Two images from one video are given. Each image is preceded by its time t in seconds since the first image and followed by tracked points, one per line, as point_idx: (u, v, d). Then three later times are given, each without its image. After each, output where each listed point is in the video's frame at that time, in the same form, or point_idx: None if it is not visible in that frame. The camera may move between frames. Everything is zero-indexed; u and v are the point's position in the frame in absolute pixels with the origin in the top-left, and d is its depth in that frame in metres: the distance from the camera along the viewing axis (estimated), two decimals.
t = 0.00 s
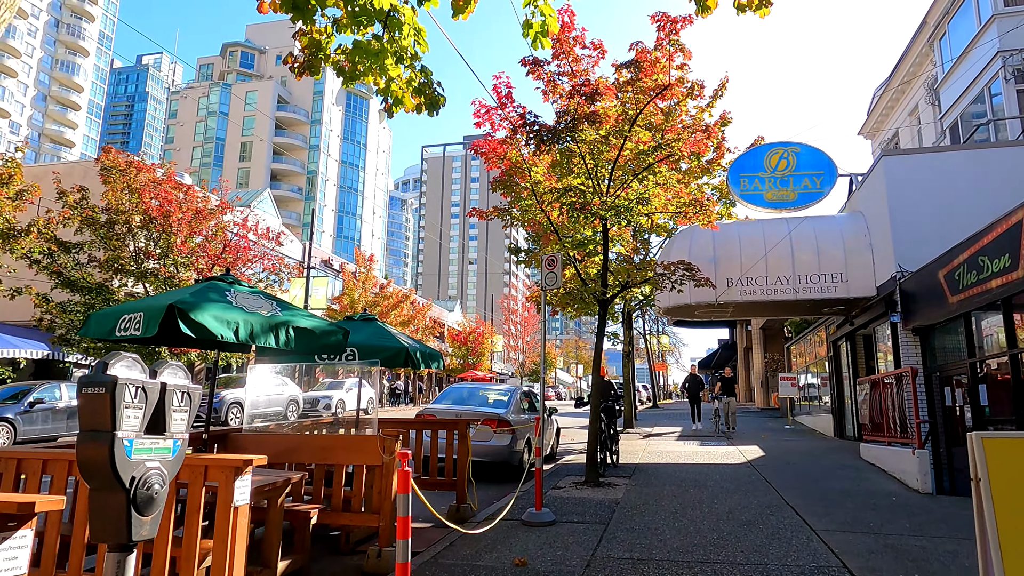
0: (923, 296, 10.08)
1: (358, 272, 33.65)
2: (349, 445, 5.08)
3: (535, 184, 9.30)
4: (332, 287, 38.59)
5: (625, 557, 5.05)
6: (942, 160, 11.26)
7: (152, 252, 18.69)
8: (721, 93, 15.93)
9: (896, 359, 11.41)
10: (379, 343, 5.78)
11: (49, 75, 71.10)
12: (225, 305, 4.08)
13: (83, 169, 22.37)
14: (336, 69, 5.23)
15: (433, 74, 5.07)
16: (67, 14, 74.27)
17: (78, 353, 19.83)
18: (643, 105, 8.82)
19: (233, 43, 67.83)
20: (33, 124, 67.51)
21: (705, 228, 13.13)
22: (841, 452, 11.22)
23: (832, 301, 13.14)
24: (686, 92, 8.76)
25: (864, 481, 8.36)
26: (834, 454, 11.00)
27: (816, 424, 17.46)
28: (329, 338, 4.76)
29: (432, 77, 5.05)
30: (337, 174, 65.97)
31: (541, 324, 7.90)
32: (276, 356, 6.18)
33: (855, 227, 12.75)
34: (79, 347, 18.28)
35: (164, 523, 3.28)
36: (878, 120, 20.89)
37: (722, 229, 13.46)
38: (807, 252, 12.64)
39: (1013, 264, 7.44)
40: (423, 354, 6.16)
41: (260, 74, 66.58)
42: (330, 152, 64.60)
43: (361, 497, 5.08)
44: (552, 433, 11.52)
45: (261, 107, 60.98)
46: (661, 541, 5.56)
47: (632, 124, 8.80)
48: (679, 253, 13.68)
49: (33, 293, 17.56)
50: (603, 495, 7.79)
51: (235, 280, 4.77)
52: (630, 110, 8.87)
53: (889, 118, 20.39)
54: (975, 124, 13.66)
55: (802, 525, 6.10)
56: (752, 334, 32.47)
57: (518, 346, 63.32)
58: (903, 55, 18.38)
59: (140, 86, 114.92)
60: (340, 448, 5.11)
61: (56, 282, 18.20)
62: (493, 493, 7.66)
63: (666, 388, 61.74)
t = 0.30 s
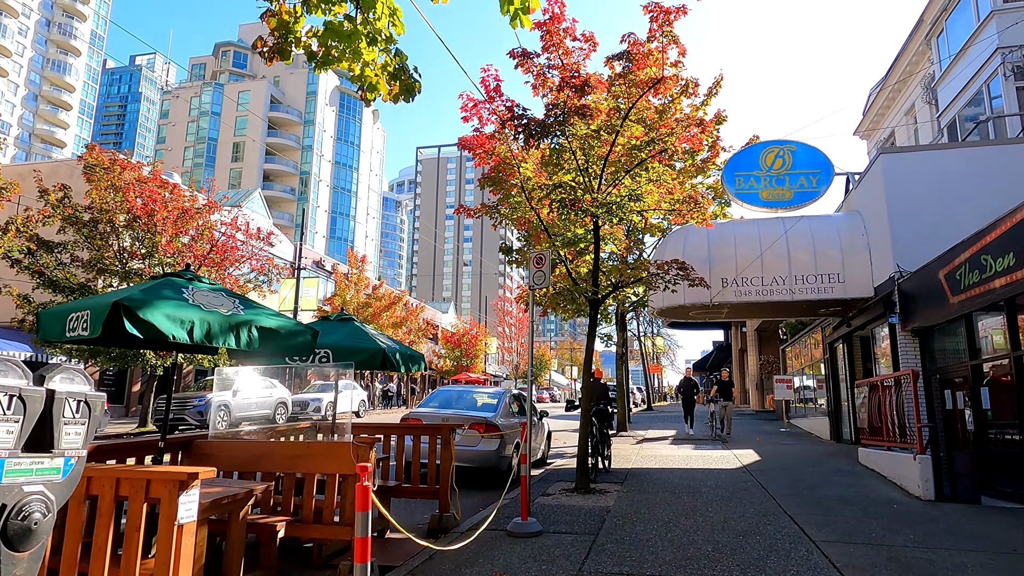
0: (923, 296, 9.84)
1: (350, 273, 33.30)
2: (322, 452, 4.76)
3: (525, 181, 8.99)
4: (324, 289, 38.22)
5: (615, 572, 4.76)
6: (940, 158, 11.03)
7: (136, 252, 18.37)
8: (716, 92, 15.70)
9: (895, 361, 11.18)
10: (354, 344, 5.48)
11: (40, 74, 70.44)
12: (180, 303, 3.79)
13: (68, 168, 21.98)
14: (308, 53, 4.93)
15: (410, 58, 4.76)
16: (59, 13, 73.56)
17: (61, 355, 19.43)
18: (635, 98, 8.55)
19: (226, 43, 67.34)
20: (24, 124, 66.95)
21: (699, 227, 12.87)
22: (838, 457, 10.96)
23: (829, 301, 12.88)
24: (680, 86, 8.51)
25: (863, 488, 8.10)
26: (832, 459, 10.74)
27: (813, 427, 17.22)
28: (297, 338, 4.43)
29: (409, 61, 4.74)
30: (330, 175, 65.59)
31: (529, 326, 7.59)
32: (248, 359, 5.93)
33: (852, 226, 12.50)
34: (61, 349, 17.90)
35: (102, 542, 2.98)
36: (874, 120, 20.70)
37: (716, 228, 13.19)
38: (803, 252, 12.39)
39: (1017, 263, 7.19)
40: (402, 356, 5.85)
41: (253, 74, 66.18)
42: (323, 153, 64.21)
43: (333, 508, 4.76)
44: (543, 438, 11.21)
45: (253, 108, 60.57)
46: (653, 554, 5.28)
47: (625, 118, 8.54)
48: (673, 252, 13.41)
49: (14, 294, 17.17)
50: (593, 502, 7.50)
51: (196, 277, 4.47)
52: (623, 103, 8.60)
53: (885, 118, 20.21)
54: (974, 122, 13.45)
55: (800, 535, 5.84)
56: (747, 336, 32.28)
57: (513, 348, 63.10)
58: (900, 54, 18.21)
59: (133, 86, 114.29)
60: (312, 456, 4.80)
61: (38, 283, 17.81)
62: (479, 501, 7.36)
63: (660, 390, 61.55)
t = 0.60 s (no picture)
0: (923, 297, 9.60)
1: (340, 275, 32.92)
2: (297, 462, 4.46)
3: (514, 178, 8.67)
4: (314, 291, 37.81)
5: None
6: (939, 156, 10.80)
7: (119, 253, 17.98)
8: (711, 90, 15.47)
9: (893, 364, 10.92)
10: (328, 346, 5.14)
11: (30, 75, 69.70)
12: (130, 300, 3.48)
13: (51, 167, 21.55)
14: (278, 35, 4.66)
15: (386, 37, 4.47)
16: (49, 13, 72.82)
17: (42, 358, 18.98)
18: (628, 91, 8.25)
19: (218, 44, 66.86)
20: (13, 125, 66.22)
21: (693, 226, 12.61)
22: (836, 462, 10.69)
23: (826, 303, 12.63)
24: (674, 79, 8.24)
25: (864, 496, 7.82)
26: (829, 465, 10.47)
27: (808, 431, 16.96)
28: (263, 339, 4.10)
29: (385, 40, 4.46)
30: (323, 176, 65.18)
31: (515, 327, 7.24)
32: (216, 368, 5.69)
33: (850, 227, 12.25)
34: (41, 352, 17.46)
35: (26, 566, 2.67)
36: (869, 121, 20.53)
37: (711, 228, 12.94)
38: (800, 252, 12.14)
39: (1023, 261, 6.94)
40: (382, 359, 5.51)
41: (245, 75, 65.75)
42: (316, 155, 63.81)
43: (303, 522, 4.43)
44: (533, 443, 10.86)
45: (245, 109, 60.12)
46: (647, 568, 4.98)
47: (617, 112, 8.26)
48: (666, 253, 13.14)
49: None
50: (584, 511, 7.20)
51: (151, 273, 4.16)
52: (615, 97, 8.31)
53: (881, 119, 20.04)
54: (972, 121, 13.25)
55: (800, 547, 5.56)
56: (741, 339, 32.08)
57: (506, 352, 62.80)
58: (895, 54, 18.04)
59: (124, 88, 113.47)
60: (286, 466, 4.49)
61: (18, 284, 17.39)
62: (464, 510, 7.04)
63: (654, 393, 61.34)
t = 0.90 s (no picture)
0: (920, 298, 9.37)
1: (330, 276, 32.55)
2: (255, 468, 4.16)
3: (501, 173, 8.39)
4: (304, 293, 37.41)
5: None
6: (935, 154, 10.60)
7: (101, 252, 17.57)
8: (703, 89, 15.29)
9: (889, 366, 10.70)
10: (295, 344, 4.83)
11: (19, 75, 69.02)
12: (67, 292, 3.21)
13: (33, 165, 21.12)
14: (242, 11, 4.37)
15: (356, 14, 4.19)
16: (39, 12, 72.09)
17: (22, 359, 18.53)
18: (619, 84, 8.01)
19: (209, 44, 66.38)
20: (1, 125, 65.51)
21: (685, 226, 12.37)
22: (831, 467, 10.44)
23: (821, 304, 12.40)
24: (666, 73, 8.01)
25: (862, 502, 7.57)
26: (824, 470, 10.23)
27: (802, 435, 16.73)
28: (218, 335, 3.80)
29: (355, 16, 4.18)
30: (314, 178, 64.80)
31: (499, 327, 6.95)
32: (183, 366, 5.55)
33: (845, 226, 12.04)
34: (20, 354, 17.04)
35: None
36: (862, 122, 20.39)
37: (703, 228, 12.70)
38: (793, 252, 11.90)
39: None
40: (354, 358, 5.20)
41: (236, 76, 65.33)
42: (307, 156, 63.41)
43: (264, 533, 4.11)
44: (521, 447, 10.58)
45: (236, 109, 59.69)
46: None
47: (608, 105, 8.01)
48: (658, 253, 12.90)
49: None
50: (572, 517, 6.92)
51: (97, 265, 3.90)
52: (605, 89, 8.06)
53: (874, 120, 19.89)
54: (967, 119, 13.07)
55: (798, 557, 5.30)
56: (733, 342, 31.93)
57: (499, 355, 62.57)
58: (889, 54, 17.91)
59: (115, 89, 112.72)
60: (244, 472, 4.19)
61: None
62: (445, 519, 6.75)
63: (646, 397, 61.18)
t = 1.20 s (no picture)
0: (909, 302, 9.18)
1: (313, 278, 32.09)
2: (201, 482, 3.84)
3: (480, 170, 8.11)
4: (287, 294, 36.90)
5: None
6: (924, 155, 10.43)
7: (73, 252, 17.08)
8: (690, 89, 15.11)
9: (877, 371, 10.52)
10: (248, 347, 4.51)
11: None
12: None
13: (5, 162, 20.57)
14: None
15: None
16: (20, 9, 70.94)
17: None
18: (602, 80, 7.74)
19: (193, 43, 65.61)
20: None
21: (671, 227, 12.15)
22: (818, 474, 10.23)
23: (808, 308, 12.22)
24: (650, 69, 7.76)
25: (850, 512, 7.34)
26: (812, 477, 10.00)
27: (789, 440, 16.56)
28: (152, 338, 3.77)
29: None
30: (300, 179, 64.21)
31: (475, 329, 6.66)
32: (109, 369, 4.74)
33: (832, 228, 11.86)
34: None
35: None
36: (850, 125, 20.31)
37: (690, 229, 12.48)
38: (780, 254, 11.71)
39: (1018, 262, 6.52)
40: (317, 363, 4.88)
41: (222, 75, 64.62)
42: (293, 157, 62.80)
43: (210, 554, 3.78)
44: (502, 453, 10.27)
45: (220, 109, 59.01)
46: None
47: (590, 102, 7.75)
48: (644, 254, 12.67)
49: None
50: (550, 530, 6.62)
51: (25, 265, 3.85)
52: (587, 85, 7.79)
53: (861, 123, 19.80)
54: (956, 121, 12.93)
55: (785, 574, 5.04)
56: (720, 344, 31.84)
57: (486, 358, 62.22)
58: (877, 56, 17.80)
59: (99, 87, 111.36)
60: (190, 487, 3.87)
61: None
62: (418, 532, 6.44)
63: (633, 400, 61.04)
